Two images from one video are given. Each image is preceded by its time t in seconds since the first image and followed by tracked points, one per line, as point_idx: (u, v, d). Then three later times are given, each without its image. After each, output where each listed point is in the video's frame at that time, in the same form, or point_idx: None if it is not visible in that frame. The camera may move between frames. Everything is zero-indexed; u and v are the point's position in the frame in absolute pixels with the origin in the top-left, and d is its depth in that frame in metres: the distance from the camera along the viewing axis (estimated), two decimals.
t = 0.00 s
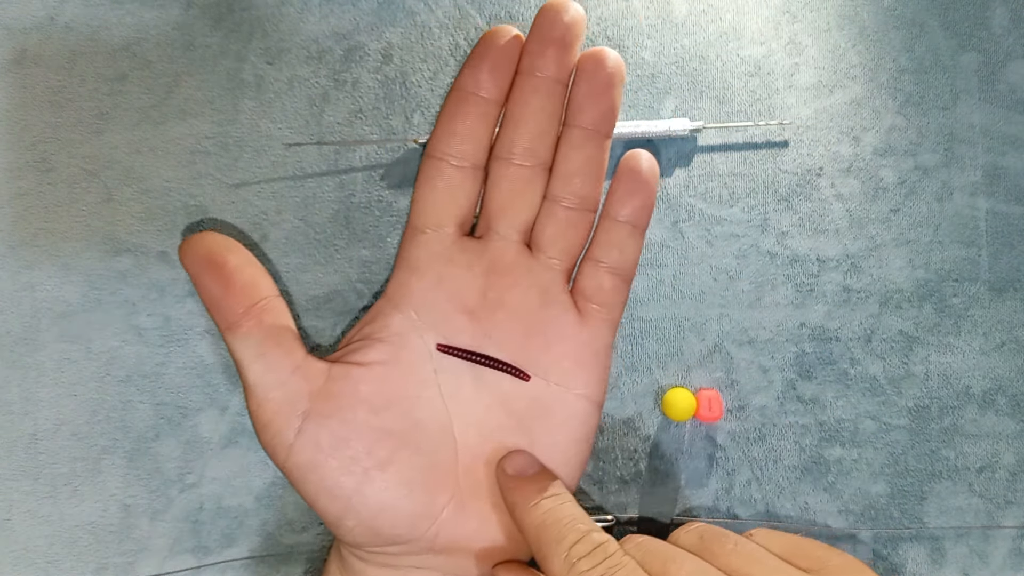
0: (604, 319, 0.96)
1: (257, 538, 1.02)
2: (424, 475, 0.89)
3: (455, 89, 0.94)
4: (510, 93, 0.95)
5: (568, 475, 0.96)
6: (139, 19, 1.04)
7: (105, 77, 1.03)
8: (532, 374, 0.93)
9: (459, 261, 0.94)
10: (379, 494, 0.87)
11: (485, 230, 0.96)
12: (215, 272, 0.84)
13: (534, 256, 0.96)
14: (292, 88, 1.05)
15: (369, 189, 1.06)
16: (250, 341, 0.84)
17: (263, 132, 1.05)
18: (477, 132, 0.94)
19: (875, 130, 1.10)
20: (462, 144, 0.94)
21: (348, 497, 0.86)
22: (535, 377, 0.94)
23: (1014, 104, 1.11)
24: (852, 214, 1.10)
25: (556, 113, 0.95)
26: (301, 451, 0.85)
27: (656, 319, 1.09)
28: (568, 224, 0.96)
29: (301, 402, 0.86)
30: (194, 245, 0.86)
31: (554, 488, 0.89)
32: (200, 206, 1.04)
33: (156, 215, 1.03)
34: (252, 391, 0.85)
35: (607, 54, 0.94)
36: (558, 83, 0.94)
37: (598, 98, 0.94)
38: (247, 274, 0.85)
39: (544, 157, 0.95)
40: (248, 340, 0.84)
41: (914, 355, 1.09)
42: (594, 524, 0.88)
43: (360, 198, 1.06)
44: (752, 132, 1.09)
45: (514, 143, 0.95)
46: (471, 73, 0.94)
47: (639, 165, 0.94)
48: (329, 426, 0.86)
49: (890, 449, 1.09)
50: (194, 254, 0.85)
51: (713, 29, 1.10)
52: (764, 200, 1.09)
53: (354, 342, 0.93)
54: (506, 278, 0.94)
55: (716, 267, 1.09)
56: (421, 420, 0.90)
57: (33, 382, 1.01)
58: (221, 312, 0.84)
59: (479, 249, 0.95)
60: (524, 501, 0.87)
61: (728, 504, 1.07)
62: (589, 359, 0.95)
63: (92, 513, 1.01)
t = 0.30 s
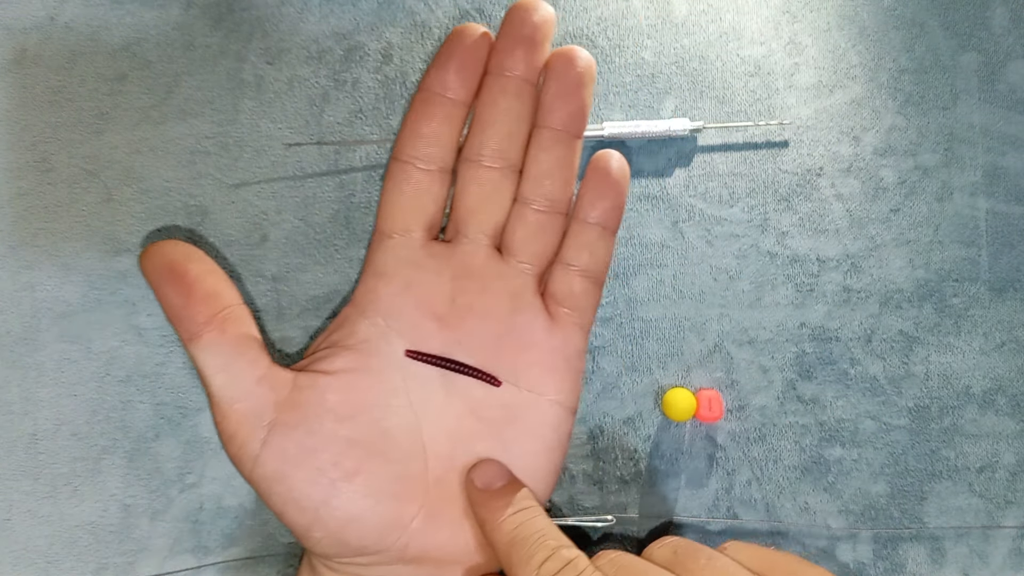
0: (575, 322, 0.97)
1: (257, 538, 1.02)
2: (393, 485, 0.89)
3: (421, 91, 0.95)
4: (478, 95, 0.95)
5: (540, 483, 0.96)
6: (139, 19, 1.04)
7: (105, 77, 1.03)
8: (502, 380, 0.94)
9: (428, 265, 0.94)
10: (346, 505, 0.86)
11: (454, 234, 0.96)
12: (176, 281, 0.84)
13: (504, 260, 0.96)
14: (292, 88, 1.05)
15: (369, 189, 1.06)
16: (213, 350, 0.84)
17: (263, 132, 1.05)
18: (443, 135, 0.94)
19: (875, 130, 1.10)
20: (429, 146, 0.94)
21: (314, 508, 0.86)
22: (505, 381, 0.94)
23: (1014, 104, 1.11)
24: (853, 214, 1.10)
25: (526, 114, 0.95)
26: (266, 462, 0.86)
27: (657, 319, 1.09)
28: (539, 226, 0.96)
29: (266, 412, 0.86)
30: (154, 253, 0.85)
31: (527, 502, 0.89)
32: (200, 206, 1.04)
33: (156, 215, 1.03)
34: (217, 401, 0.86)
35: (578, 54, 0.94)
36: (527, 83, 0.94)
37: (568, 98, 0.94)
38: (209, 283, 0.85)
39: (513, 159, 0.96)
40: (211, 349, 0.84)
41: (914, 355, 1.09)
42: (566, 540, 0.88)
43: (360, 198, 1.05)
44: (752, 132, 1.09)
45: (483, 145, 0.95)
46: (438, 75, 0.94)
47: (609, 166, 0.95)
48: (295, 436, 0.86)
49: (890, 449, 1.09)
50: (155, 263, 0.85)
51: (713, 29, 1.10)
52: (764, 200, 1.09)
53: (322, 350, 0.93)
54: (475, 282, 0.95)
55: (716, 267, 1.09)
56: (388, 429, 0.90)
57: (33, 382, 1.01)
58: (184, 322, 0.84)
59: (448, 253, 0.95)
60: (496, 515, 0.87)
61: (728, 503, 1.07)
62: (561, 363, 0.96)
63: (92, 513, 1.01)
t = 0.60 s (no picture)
0: (555, 319, 0.97)
1: (257, 538, 1.02)
2: (373, 490, 0.88)
3: (392, 87, 0.95)
4: (452, 90, 0.96)
5: (521, 485, 0.95)
6: (139, 19, 1.04)
7: (105, 77, 1.03)
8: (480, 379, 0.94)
9: (403, 264, 0.94)
10: (324, 512, 0.86)
11: (431, 232, 0.96)
12: (144, 287, 0.81)
13: (482, 258, 0.96)
14: (292, 88, 1.05)
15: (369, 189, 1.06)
16: (184, 358, 0.82)
17: (263, 132, 1.05)
18: (416, 131, 0.95)
19: (875, 130, 1.10)
20: (402, 143, 0.95)
21: (293, 516, 0.85)
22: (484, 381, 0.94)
23: (1013, 104, 1.11)
24: (853, 214, 1.10)
25: (501, 107, 0.96)
26: (241, 470, 0.85)
27: (657, 319, 1.08)
28: (518, 222, 0.96)
29: (239, 419, 0.85)
30: (120, 260, 0.83)
31: (509, 510, 0.89)
32: (200, 206, 1.04)
33: (156, 215, 1.03)
34: (189, 409, 0.84)
35: (554, 46, 0.94)
36: (501, 77, 0.95)
37: (543, 91, 0.94)
38: (178, 289, 0.83)
39: (489, 154, 0.97)
40: (182, 356, 0.82)
41: (914, 355, 1.09)
42: (552, 549, 0.88)
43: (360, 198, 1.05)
44: (752, 132, 1.09)
45: (458, 140, 0.96)
46: (410, 71, 0.94)
47: (588, 161, 0.94)
48: (269, 444, 0.85)
49: (891, 449, 1.09)
50: (120, 269, 0.82)
51: (713, 29, 1.10)
52: (764, 200, 1.09)
53: (297, 354, 0.92)
54: (451, 281, 0.95)
55: (716, 267, 1.09)
56: (366, 434, 0.89)
57: (33, 382, 1.01)
58: (153, 329, 0.82)
59: (425, 252, 0.95)
60: (479, 523, 0.87)
61: (728, 503, 1.07)
62: (541, 360, 0.96)
63: (92, 513, 1.01)
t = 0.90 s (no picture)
0: (561, 326, 0.97)
1: (257, 538, 1.02)
2: (380, 494, 0.88)
3: (402, 94, 0.95)
4: (460, 98, 0.96)
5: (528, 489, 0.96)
6: (139, 19, 1.04)
7: (105, 77, 1.03)
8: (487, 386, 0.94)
9: (411, 271, 0.94)
10: (332, 517, 0.85)
11: (439, 239, 0.97)
12: (152, 291, 0.82)
13: (489, 265, 0.96)
14: (292, 88, 1.05)
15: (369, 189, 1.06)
16: (192, 362, 0.82)
17: (263, 132, 1.05)
18: (424, 138, 0.95)
19: (875, 130, 1.10)
20: (411, 151, 0.95)
21: (300, 520, 0.85)
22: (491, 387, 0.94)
23: (1013, 104, 1.11)
24: (853, 214, 1.10)
25: (508, 116, 0.96)
26: (250, 475, 0.84)
27: (657, 319, 1.09)
28: (525, 230, 0.96)
29: (249, 424, 0.84)
30: (130, 266, 0.83)
31: (525, 478, 0.87)
32: (200, 206, 1.04)
33: (156, 215, 1.03)
34: (198, 414, 0.84)
35: (560, 56, 0.94)
36: (509, 86, 0.95)
37: (550, 100, 0.94)
38: (187, 293, 0.83)
39: (497, 162, 0.97)
40: (191, 361, 0.82)
41: (914, 355, 1.09)
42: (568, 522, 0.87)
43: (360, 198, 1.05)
44: (752, 132, 1.09)
45: (465, 147, 0.96)
46: (419, 78, 0.94)
47: (593, 169, 0.95)
48: (279, 448, 0.85)
49: (891, 449, 1.09)
50: (129, 275, 0.83)
51: (713, 29, 1.10)
52: (764, 200, 1.09)
53: (305, 359, 0.93)
54: (459, 288, 0.95)
55: (716, 267, 1.09)
56: (374, 438, 0.89)
57: (33, 382, 1.01)
58: (162, 334, 0.82)
59: (432, 258, 0.95)
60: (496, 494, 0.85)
61: (728, 503, 1.07)
62: (546, 368, 0.97)
63: (92, 513, 1.01)
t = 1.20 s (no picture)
0: (574, 332, 0.97)
1: (257, 538, 1.02)
2: (392, 499, 0.88)
3: (417, 100, 0.95)
4: (474, 104, 0.96)
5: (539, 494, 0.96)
6: (139, 19, 1.04)
7: (105, 77, 1.03)
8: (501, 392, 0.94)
9: (425, 276, 0.94)
10: (345, 521, 0.86)
11: (452, 244, 0.96)
12: (166, 295, 0.81)
13: (503, 270, 0.96)
14: (292, 88, 1.05)
15: (369, 189, 1.06)
16: (206, 367, 0.82)
17: (263, 132, 1.05)
18: (440, 144, 0.95)
19: (875, 130, 1.10)
20: (426, 156, 0.95)
21: (313, 524, 0.85)
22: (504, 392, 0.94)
23: (1014, 104, 1.11)
24: (853, 214, 1.10)
25: (522, 122, 0.96)
26: (263, 479, 0.84)
27: (656, 319, 1.09)
28: (538, 236, 0.96)
29: (262, 428, 0.84)
30: (143, 270, 0.83)
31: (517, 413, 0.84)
32: (200, 206, 1.04)
33: (156, 215, 1.03)
34: (212, 418, 0.83)
35: (574, 63, 0.94)
36: (523, 92, 0.95)
37: (564, 107, 0.95)
38: (201, 297, 0.82)
39: (511, 168, 0.97)
40: (206, 365, 0.81)
41: (914, 355, 1.09)
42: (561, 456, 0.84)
43: (360, 198, 1.05)
44: (752, 132, 1.09)
45: (480, 153, 0.96)
46: (434, 84, 0.95)
47: (606, 176, 0.95)
48: (292, 452, 0.85)
49: (891, 449, 1.09)
50: (143, 279, 0.82)
51: (713, 29, 1.10)
52: (764, 200, 1.09)
53: (318, 363, 0.92)
54: (472, 293, 0.95)
55: (716, 266, 1.09)
56: (387, 443, 0.89)
57: (33, 382, 1.01)
58: (176, 338, 0.81)
59: (446, 263, 0.95)
60: (488, 432, 0.83)
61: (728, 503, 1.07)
62: (558, 375, 0.96)
63: (92, 514, 1.01)
